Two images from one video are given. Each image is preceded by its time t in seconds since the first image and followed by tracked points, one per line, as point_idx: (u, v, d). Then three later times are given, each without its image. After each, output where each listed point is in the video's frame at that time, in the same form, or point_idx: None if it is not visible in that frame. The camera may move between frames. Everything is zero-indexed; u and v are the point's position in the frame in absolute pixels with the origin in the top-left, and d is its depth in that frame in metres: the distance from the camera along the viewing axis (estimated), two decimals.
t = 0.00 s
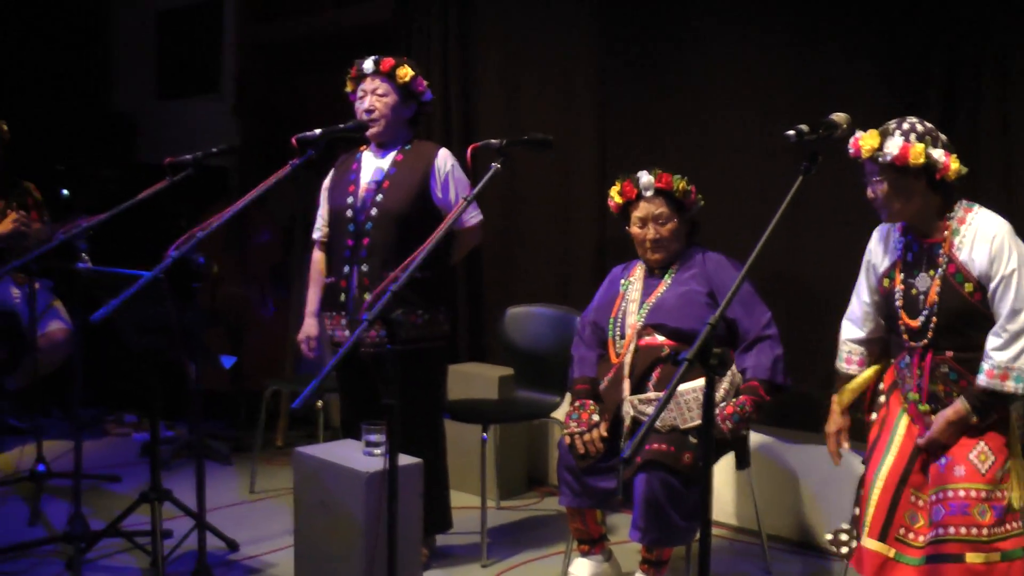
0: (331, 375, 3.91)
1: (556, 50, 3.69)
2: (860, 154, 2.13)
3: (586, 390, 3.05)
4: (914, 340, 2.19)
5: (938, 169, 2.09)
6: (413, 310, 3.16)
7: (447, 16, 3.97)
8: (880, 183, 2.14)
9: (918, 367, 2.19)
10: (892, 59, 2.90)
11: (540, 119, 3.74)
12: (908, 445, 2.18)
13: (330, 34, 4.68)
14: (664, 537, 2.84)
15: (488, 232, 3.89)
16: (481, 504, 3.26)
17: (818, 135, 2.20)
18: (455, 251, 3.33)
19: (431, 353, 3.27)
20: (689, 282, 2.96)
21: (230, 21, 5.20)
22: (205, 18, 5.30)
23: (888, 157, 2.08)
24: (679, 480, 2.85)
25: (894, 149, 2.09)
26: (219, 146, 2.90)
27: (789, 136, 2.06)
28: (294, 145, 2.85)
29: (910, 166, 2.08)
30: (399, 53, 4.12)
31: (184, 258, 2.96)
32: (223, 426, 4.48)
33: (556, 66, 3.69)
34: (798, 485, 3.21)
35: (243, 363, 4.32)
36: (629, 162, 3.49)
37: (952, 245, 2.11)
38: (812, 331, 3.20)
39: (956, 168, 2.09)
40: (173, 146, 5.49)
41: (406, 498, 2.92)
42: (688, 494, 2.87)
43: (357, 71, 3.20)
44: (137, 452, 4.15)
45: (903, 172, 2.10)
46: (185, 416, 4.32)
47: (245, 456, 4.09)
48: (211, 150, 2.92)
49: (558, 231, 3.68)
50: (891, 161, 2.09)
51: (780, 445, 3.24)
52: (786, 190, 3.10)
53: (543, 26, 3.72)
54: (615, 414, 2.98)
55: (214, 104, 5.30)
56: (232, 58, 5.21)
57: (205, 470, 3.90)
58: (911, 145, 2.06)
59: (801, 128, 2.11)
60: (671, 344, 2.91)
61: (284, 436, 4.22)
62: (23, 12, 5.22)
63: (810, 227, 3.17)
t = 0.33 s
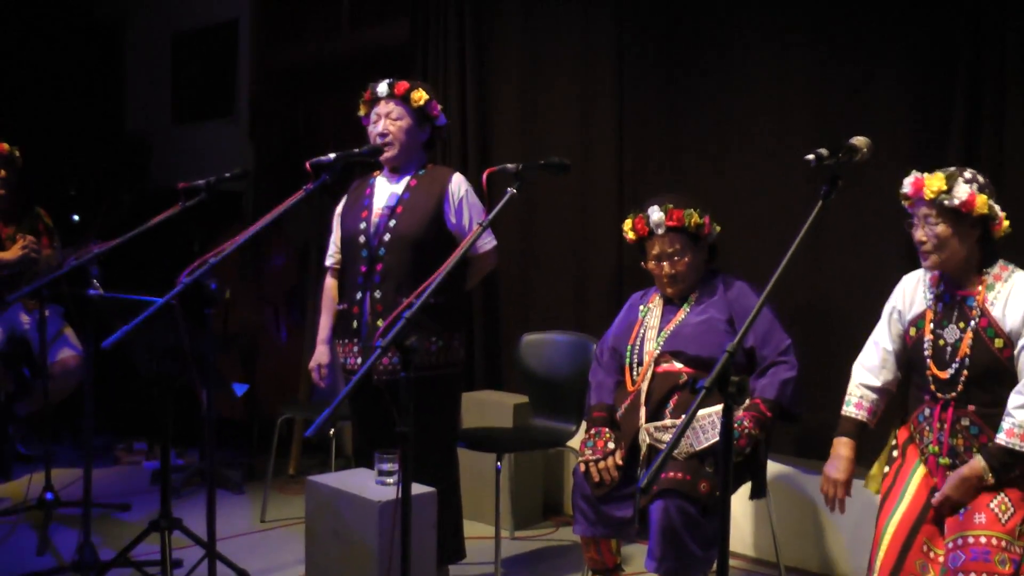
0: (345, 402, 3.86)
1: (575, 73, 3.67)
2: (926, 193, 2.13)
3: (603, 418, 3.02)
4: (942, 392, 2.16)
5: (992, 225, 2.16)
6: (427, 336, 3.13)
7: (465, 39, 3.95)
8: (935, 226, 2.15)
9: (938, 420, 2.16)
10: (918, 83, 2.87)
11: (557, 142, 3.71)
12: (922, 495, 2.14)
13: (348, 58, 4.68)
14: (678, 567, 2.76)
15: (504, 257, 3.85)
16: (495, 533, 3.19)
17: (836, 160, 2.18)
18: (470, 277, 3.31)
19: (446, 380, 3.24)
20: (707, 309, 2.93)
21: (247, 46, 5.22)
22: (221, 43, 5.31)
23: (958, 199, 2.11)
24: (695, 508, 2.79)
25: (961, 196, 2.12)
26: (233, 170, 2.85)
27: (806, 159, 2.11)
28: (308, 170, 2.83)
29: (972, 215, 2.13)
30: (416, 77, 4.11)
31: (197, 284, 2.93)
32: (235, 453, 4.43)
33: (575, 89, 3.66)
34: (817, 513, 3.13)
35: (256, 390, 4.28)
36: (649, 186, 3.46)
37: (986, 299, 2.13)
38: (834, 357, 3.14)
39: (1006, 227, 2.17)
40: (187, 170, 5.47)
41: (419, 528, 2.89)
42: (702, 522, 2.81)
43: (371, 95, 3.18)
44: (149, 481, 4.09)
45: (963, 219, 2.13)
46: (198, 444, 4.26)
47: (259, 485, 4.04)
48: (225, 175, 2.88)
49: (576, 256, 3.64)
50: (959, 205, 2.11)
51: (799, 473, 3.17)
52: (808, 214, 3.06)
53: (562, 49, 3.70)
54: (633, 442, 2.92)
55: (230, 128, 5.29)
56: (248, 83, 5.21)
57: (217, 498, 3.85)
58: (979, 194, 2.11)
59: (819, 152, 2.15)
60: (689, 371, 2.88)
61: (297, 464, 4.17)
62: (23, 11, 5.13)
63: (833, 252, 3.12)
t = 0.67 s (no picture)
0: (353, 425, 3.81)
1: (584, 92, 3.64)
2: (999, 212, 2.22)
3: (616, 440, 2.99)
4: (969, 412, 2.26)
5: None
6: (439, 358, 3.08)
7: (473, 59, 3.93)
8: (992, 247, 2.24)
9: (960, 446, 2.26)
10: (931, 103, 2.84)
11: (568, 163, 3.68)
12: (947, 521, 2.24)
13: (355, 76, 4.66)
14: None
15: (514, 279, 3.82)
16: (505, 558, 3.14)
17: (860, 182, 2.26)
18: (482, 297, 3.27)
19: (457, 403, 3.19)
20: (723, 331, 2.92)
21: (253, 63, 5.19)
22: (225, 60, 5.29)
23: None
24: (710, 531, 2.75)
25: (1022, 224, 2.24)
26: (242, 191, 2.80)
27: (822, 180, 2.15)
28: (318, 191, 2.77)
29: None
30: (425, 97, 4.08)
31: (204, 305, 2.84)
32: (241, 476, 4.38)
33: (585, 108, 3.64)
34: (833, 541, 3.03)
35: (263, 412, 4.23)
36: (660, 206, 3.43)
37: (1010, 323, 2.24)
38: (848, 382, 3.10)
39: None
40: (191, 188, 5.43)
41: (429, 553, 2.84)
42: (717, 546, 2.76)
43: (381, 115, 3.16)
44: (153, 504, 4.05)
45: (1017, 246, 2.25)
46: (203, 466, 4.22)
47: (266, 508, 3.99)
48: (233, 197, 2.85)
49: (587, 278, 3.61)
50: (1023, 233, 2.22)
51: (815, 498, 3.08)
52: (824, 236, 3.02)
53: (571, 69, 3.68)
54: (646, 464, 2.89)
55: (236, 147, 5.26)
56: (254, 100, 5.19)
57: (223, 522, 3.80)
58: None
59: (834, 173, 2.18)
60: (705, 394, 2.85)
61: (304, 487, 4.12)
62: (23, 11, 5.15)
63: (848, 274, 3.08)
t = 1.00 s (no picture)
0: (362, 436, 3.73)
1: (594, 95, 3.58)
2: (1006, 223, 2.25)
3: (633, 451, 2.93)
4: (987, 422, 2.26)
5: None
6: (451, 365, 3.00)
7: (480, 63, 3.87)
8: (1008, 257, 2.27)
9: (983, 455, 2.25)
10: (954, 103, 2.76)
11: (581, 167, 3.60)
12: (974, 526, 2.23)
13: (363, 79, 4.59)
14: None
15: (526, 286, 3.74)
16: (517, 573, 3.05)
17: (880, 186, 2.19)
18: (495, 303, 3.20)
19: (469, 413, 3.11)
20: (743, 341, 2.84)
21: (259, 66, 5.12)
22: (228, 64, 5.23)
23: None
24: (730, 547, 2.66)
25: None
26: (249, 195, 2.73)
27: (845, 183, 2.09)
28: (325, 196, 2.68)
29: None
30: (436, 99, 4.01)
31: (208, 313, 2.74)
32: (246, 488, 4.29)
33: (594, 112, 3.57)
34: (854, 557, 2.92)
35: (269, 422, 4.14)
36: (675, 211, 3.36)
37: None
38: (870, 392, 3.01)
39: None
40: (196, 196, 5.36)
41: (440, 567, 2.75)
42: (737, 562, 2.67)
43: (389, 120, 3.07)
44: (156, 516, 3.96)
45: None
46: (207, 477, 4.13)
47: (272, 520, 3.90)
48: (238, 201, 2.76)
49: (601, 284, 3.53)
50: None
51: (837, 512, 2.96)
52: (846, 241, 2.94)
53: (579, 72, 3.62)
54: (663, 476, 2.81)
55: (241, 151, 5.18)
56: (260, 104, 5.12)
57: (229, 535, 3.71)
58: None
59: (857, 176, 2.13)
60: (724, 404, 2.78)
61: (311, 498, 4.03)
62: (23, 11, 5.11)
63: (870, 281, 3.00)
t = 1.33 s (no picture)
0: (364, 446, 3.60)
1: (605, 93, 3.47)
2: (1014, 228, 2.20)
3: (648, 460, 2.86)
4: (1011, 434, 2.19)
5: None
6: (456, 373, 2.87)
7: (488, 61, 3.76)
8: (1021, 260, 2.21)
9: (1010, 467, 2.18)
10: (984, 99, 2.64)
11: (593, 167, 3.48)
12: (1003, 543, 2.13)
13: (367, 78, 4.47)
14: None
15: (536, 292, 3.62)
16: None
17: (903, 188, 2.12)
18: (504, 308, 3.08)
19: (476, 422, 2.99)
20: (765, 346, 2.76)
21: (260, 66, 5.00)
22: (228, 64, 5.12)
23: None
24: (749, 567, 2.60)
25: None
26: (248, 196, 2.63)
27: (866, 185, 2.02)
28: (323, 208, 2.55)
29: None
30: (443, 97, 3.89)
31: (207, 318, 2.62)
32: (245, 500, 4.17)
33: (607, 111, 3.46)
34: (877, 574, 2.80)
35: (269, 431, 4.01)
36: (692, 213, 3.24)
37: None
38: (896, 402, 2.89)
39: None
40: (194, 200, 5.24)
41: None
42: None
43: (396, 118, 2.97)
44: (151, 528, 3.83)
45: None
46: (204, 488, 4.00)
47: (271, 534, 3.78)
48: (239, 202, 2.65)
49: (615, 290, 3.41)
50: None
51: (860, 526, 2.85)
52: (869, 244, 2.83)
53: (590, 69, 3.51)
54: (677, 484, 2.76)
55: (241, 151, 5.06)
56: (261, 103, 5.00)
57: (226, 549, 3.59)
58: None
59: (880, 177, 2.06)
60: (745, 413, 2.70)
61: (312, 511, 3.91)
62: (23, 11, 5.02)
63: (896, 286, 2.88)
